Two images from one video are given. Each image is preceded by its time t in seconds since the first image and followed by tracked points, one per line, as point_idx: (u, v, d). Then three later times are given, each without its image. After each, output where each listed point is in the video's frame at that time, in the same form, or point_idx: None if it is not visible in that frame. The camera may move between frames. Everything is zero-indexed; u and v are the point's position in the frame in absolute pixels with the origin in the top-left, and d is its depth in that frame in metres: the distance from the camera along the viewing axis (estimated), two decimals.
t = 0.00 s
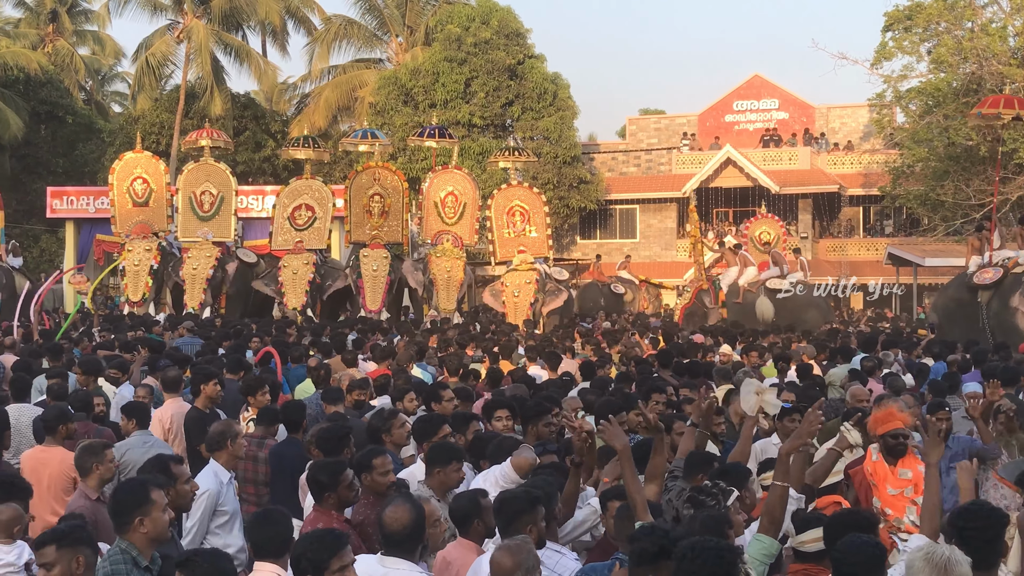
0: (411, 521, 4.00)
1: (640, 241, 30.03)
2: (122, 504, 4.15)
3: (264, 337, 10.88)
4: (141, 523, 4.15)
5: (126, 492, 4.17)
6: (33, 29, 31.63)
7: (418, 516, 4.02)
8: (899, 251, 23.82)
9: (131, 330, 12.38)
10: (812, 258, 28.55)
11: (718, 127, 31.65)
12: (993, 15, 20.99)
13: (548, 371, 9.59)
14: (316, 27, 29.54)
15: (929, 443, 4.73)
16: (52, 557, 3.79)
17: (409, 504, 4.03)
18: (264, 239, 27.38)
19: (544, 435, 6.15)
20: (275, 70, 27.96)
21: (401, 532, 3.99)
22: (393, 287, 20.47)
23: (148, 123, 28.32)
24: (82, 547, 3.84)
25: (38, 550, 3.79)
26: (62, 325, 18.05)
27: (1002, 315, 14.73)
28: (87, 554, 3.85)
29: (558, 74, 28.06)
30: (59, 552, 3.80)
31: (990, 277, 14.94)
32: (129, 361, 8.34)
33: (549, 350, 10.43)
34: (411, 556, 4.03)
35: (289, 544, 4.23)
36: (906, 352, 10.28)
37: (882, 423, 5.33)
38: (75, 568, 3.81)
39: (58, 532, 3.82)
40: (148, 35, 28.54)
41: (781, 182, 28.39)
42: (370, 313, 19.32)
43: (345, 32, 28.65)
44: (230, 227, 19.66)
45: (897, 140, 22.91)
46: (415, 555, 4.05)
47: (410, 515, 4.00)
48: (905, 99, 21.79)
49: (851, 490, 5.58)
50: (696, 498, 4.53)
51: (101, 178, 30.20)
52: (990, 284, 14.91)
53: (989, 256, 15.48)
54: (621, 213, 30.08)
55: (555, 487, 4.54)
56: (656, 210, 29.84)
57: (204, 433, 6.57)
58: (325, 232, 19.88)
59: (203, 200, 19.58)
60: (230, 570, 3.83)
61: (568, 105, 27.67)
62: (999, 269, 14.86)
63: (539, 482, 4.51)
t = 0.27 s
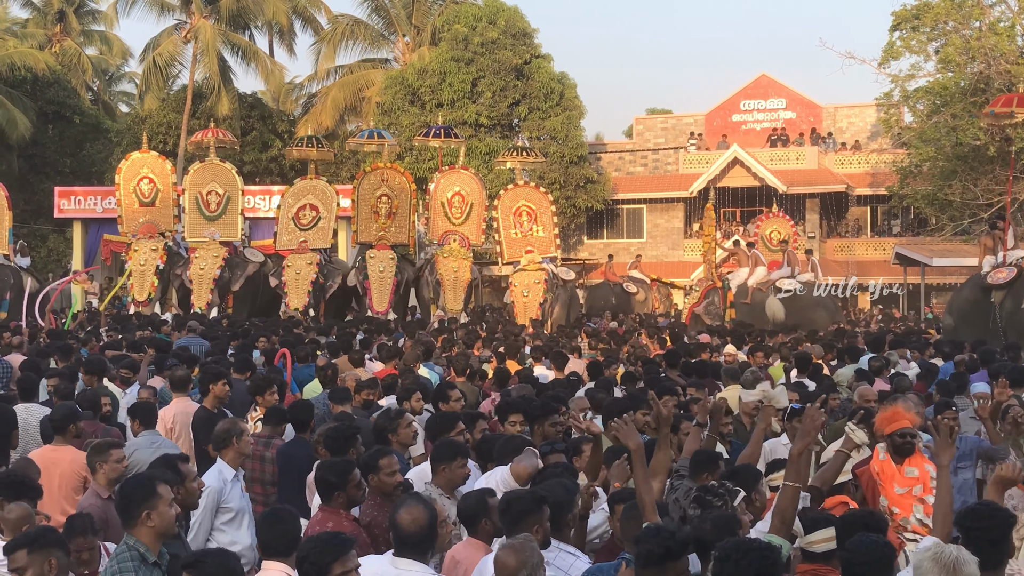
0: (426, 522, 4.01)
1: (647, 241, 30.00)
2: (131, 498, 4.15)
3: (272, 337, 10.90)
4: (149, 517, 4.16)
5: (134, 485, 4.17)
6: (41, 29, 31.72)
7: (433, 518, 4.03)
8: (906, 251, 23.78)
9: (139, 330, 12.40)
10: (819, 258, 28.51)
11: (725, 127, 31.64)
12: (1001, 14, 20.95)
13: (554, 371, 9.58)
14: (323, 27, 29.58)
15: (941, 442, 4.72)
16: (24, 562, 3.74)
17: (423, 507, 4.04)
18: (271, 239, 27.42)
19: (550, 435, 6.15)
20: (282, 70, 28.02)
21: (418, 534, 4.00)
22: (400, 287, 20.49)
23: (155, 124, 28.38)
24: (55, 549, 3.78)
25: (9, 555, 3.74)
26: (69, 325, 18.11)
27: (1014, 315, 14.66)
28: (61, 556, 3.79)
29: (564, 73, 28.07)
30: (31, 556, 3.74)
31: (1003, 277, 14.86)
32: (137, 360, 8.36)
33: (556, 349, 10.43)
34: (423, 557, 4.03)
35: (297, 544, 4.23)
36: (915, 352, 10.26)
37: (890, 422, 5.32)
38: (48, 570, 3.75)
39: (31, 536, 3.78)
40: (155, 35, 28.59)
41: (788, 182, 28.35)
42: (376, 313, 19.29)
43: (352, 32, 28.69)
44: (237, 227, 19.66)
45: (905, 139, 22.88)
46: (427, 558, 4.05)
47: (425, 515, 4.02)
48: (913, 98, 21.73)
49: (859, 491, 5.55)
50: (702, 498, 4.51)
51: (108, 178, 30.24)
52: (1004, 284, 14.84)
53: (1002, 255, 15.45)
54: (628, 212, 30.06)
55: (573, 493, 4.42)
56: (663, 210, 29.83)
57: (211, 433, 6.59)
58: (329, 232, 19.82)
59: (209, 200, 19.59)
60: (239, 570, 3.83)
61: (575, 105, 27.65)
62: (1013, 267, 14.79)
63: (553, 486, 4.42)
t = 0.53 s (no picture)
0: (434, 522, 4.03)
1: (654, 240, 29.99)
2: (137, 497, 4.16)
3: (279, 337, 10.92)
4: (156, 516, 4.17)
5: (140, 484, 4.19)
6: (48, 29, 31.80)
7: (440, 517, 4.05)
8: (913, 251, 23.77)
9: (146, 330, 12.42)
10: (826, 258, 28.48)
11: (732, 126, 31.63)
12: (1008, 14, 20.91)
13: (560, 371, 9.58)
14: (330, 27, 29.61)
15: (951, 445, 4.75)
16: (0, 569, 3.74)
17: (430, 507, 4.05)
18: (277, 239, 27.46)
19: (556, 434, 6.15)
20: (289, 70, 28.06)
21: (425, 533, 4.01)
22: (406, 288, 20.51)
23: (162, 124, 28.44)
24: (29, 554, 3.79)
25: None
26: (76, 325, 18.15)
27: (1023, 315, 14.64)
28: (37, 558, 3.80)
29: (571, 73, 28.07)
30: (7, 563, 3.74)
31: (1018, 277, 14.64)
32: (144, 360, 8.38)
33: (562, 349, 10.43)
34: (431, 557, 4.04)
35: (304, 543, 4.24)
36: (922, 352, 10.25)
37: (895, 423, 5.33)
38: (25, 573, 3.76)
39: (3, 542, 3.78)
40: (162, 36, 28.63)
41: (794, 182, 28.32)
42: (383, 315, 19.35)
43: (359, 32, 28.72)
44: (243, 227, 19.77)
45: (912, 139, 22.85)
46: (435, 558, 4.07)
47: (433, 515, 4.04)
48: (920, 98, 21.68)
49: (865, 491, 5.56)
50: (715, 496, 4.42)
51: (115, 178, 30.28)
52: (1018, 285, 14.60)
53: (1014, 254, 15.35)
54: (634, 212, 30.06)
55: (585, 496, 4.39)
56: (669, 210, 29.81)
57: (218, 433, 6.60)
58: (333, 232, 19.91)
59: (215, 200, 19.68)
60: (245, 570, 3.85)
61: (581, 104, 27.64)
62: None
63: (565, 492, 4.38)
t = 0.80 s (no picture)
0: (437, 519, 4.02)
1: (661, 240, 29.97)
2: (145, 497, 4.16)
3: (286, 336, 10.92)
4: (164, 516, 4.17)
5: (148, 484, 4.18)
6: (56, 30, 31.91)
7: (443, 514, 4.05)
8: (920, 251, 23.74)
9: (154, 330, 12.43)
10: (834, 257, 28.44)
11: (739, 126, 31.61)
12: (1016, 13, 20.87)
13: (568, 371, 9.59)
14: (337, 27, 29.66)
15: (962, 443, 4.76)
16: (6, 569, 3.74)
17: (433, 505, 4.04)
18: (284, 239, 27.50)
19: (564, 434, 6.15)
20: (296, 70, 28.10)
21: (429, 531, 4.01)
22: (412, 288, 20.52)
23: (170, 124, 28.49)
24: (35, 554, 3.79)
25: None
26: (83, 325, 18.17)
27: None
28: (44, 559, 3.81)
29: (578, 73, 28.06)
30: (13, 563, 3.75)
31: None
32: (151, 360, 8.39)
33: (570, 349, 10.41)
34: (434, 556, 4.05)
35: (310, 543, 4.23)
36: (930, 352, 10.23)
37: (906, 421, 5.34)
38: (31, 573, 3.77)
39: (8, 543, 3.78)
40: (169, 35, 28.67)
41: (802, 181, 28.28)
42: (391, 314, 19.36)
43: (366, 32, 28.77)
44: (249, 226, 19.82)
45: (919, 139, 22.83)
46: (439, 556, 4.07)
47: (436, 513, 4.03)
48: (927, 97, 21.62)
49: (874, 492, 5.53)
50: (732, 496, 4.35)
51: (123, 178, 30.35)
52: None
53: None
54: (641, 212, 30.03)
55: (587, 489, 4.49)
56: (676, 209, 29.79)
57: (227, 433, 6.58)
58: (336, 232, 19.98)
59: (221, 200, 19.73)
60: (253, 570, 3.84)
61: (588, 104, 27.62)
62: None
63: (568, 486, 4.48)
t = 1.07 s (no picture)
0: (438, 517, 4.03)
1: (668, 240, 29.95)
2: (153, 496, 4.17)
3: (294, 335, 10.94)
4: (171, 515, 4.18)
5: (157, 483, 4.20)
6: (64, 30, 32.01)
7: (445, 513, 4.05)
8: (928, 250, 23.69)
9: (161, 330, 12.45)
10: (842, 257, 28.40)
11: (747, 125, 31.59)
12: None
13: (575, 371, 9.59)
14: (345, 27, 29.68)
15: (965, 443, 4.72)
16: (21, 568, 3.76)
17: (434, 503, 4.04)
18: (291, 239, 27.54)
19: (572, 434, 6.18)
20: (304, 70, 28.14)
21: (430, 529, 4.02)
22: (420, 287, 20.52)
23: (177, 124, 28.54)
24: (51, 553, 3.81)
25: (6, 562, 3.75)
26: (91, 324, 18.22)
27: None
28: (59, 559, 3.82)
29: (585, 72, 28.05)
30: (29, 562, 3.77)
31: None
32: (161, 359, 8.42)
33: (577, 348, 10.41)
34: (434, 554, 4.06)
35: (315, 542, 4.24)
36: (938, 351, 10.22)
37: (914, 422, 5.34)
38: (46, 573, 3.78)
39: (23, 542, 3.80)
40: (177, 36, 28.72)
41: (810, 181, 28.25)
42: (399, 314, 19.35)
43: (373, 32, 28.79)
44: (256, 226, 19.91)
45: (927, 139, 22.79)
46: (441, 554, 4.08)
47: (438, 511, 4.03)
48: (936, 96, 21.52)
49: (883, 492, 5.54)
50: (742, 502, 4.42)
51: (131, 178, 30.42)
52: None
53: None
54: (649, 212, 30.02)
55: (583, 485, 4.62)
56: (684, 209, 29.76)
57: (235, 433, 6.60)
58: (340, 232, 19.97)
59: (228, 200, 19.78)
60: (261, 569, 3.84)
61: (595, 104, 27.61)
62: None
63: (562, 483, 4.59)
